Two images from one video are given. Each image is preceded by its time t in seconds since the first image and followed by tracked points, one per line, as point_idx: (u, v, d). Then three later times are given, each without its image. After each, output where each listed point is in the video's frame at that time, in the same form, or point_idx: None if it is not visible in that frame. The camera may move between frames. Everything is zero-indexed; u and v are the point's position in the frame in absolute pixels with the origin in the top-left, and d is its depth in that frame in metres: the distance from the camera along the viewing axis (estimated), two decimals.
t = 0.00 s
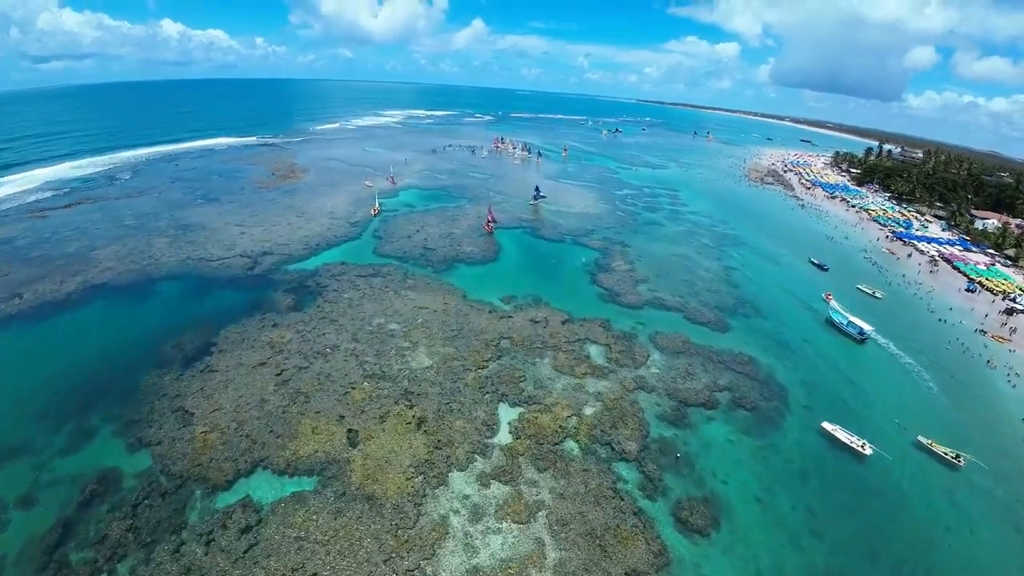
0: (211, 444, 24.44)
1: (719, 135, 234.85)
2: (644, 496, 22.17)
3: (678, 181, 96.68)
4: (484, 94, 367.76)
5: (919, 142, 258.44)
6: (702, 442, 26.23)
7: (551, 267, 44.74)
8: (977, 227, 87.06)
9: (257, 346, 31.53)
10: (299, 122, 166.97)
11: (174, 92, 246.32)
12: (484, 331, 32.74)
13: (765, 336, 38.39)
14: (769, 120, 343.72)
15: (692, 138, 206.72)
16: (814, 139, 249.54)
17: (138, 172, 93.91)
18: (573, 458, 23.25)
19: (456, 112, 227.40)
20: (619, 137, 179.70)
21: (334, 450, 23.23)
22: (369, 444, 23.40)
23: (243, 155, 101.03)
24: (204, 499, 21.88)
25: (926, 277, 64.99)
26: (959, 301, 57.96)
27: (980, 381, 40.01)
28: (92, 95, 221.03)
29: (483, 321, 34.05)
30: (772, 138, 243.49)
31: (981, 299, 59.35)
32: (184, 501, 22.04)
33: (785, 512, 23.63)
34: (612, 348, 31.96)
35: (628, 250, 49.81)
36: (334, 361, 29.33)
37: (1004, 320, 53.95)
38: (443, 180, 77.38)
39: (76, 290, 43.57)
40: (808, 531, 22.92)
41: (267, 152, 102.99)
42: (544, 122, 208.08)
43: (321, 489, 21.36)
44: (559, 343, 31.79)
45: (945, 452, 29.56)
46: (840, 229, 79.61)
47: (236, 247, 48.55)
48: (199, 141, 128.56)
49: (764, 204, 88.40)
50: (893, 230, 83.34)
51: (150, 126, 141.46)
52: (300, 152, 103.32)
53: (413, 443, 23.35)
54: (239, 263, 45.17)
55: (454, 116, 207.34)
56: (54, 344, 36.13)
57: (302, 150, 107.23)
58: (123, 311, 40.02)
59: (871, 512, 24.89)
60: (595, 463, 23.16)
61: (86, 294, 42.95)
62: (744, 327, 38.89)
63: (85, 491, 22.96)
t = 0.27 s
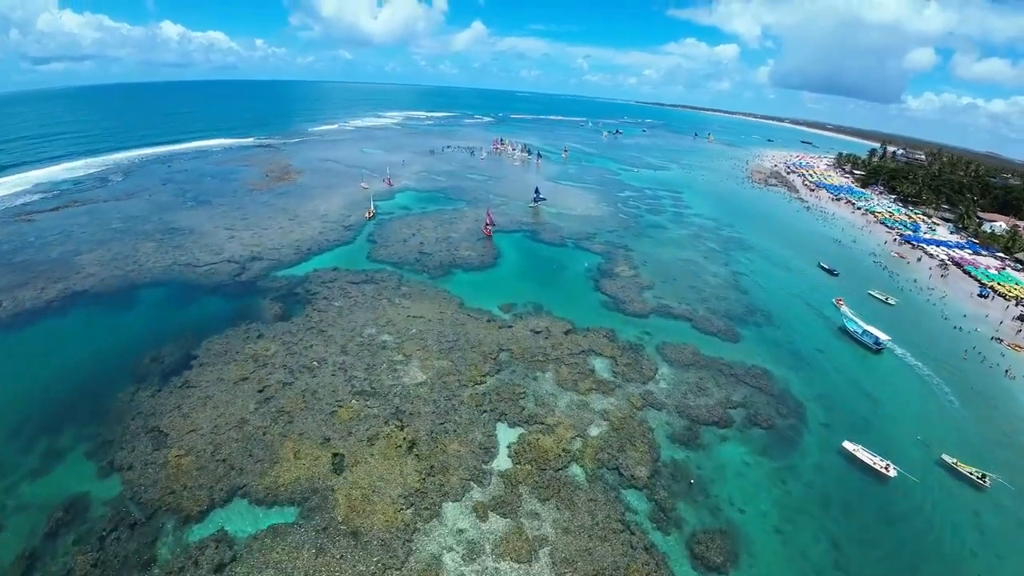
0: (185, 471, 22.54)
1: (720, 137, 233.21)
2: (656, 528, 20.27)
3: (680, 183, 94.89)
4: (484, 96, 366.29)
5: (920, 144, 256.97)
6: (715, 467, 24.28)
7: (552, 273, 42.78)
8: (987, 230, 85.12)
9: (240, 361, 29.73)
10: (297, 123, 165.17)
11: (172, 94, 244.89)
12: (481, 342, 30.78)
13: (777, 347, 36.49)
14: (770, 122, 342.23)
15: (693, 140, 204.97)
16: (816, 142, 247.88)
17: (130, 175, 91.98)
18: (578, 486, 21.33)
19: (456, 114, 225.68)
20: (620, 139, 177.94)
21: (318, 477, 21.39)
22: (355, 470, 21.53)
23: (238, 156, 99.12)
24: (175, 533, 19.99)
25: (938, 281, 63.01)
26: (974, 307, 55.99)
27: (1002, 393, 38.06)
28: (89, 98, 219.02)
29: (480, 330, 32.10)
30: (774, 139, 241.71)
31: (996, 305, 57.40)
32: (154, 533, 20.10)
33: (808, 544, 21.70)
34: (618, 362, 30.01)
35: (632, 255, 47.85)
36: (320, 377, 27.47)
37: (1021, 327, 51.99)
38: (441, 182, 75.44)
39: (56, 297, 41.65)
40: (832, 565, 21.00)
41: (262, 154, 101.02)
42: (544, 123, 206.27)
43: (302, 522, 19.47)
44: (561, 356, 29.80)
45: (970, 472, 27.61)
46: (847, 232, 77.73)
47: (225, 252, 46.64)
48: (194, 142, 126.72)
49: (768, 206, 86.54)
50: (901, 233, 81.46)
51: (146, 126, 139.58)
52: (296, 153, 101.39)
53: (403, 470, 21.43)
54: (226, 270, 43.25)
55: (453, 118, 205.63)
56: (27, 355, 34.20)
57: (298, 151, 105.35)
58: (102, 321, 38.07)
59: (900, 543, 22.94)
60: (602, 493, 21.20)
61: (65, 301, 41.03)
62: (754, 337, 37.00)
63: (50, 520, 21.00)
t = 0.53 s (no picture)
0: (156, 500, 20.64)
1: (721, 139, 231.59)
2: (671, 566, 18.36)
3: (682, 185, 93.10)
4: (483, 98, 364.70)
5: (921, 145, 255.57)
6: (731, 494, 22.43)
7: (553, 279, 40.89)
8: (995, 233, 83.36)
9: (221, 377, 27.89)
10: (294, 124, 163.31)
11: (169, 94, 243.08)
12: (478, 353, 28.80)
13: (790, 360, 34.63)
14: (770, 124, 340.91)
15: (694, 142, 203.33)
16: (817, 143, 246.35)
17: (121, 176, 89.87)
18: (584, 518, 19.46)
19: (454, 115, 223.85)
20: (621, 140, 176.20)
21: (298, 509, 19.51)
22: (338, 501, 19.63)
23: (232, 158, 97.20)
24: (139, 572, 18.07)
25: (949, 286, 61.21)
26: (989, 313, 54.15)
27: None
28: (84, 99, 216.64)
29: (477, 341, 30.18)
30: (775, 141, 240.08)
31: (1011, 311, 55.56)
32: (119, 572, 18.22)
33: None
34: (625, 376, 28.04)
35: (636, 259, 45.91)
36: (304, 395, 25.61)
37: None
38: (438, 183, 73.59)
39: (33, 305, 39.70)
40: None
41: (256, 155, 98.97)
42: (544, 125, 204.55)
43: (278, 562, 17.56)
44: (564, 369, 27.90)
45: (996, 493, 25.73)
46: (854, 235, 75.95)
47: (212, 258, 44.75)
48: (189, 143, 124.72)
49: (773, 208, 84.79)
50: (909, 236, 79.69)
51: (140, 127, 137.61)
52: (291, 155, 99.48)
53: (391, 501, 19.54)
54: (212, 277, 41.30)
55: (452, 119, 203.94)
56: None
57: (293, 153, 103.50)
58: (80, 330, 36.11)
59: None
60: (611, 526, 19.31)
61: (42, 309, 39.06)
62: (766, 348, 35.19)
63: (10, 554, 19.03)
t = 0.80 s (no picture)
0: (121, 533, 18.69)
1: (722, 141, 229.55)
2: None
3: (685, 187, 91.30)
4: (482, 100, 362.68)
5: (923, 147, 253.98)
6: (751, 525, 20.54)
7: (555, 285, 38.97)
8: (1005, 236, 81.47)
9: (199, 395, 26.01)
10: (291, 125, 161.57)
11: (166, 95, 241.60)
12: (475, 367, 26.80)
13: (807, 374, 32.78)
14: (770, 125, 339.38)
15: (695, 143, 201.70)
16: (818, 144, 244.72)
17: (113, 178, 87.87)
18: (592, 556, 17.56)
19: (454, 117, 221.84)
20: (621, 142, 174.52)
21: (276, 546, 17.58)
22: (320, 538, 17.70)
23: (227, 159, 95.39)
24: None
25: (962, 291, 59.30)
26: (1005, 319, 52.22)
27: None
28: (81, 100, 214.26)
29: (474, 352, 28.24)
30: (776, 142, 238.42)
31: None
32: None
33: None
34: (633, 393, 26.11)
35: (641, 265, 43.99)
36: (287, 415, 23.72)
37: None
38: (436, 185, 71.72)
39: (9, 312, 37.78)
40: None
41: (251, 157, 96.95)
42: (544, 126, 202.90)
43: None
44: (568, 385, 26.01)
45: None
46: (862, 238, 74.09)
47: (199, 263, 42.84)
48: (183, 143, 122.84)
49: (778, 211, 82.95)
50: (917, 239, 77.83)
51: (134, 128, 135.81)
52: (287, 156, 97.61)
53: (379, 538, 17.62)
54: (197, 284, 39.34)
55: (451, 120, 202.33)
56: None
57: (289, 154, 101.68)
58: (56, 339, 34.16)
59: None
60: (621, 565, 17.41)
61: (18, 316, 37.11)
62: (779, 360, 33.35)
63: None
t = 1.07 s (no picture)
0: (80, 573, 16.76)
1: (723, 143, 227.87)
2: None
3: (688, 188, 89.53)
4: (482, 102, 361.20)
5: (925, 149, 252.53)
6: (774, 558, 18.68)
7: (556, 291, 37.10)
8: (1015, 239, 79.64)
9: (176, 414, 24.15)
10: (289, 127, 159.87)
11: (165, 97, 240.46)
12: (472, 383, 24.88)
13: (823, 388, 30.98)
14: (771, 128, 338.02)
15: (696, 145, 200.16)
16: (820, 146, 243.41)
17: (104, 180, 85.95)
18: None
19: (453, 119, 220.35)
20: (622, 143, 172.88)
21: None
22: None
23: (221, 161, 93.58)
24: None
25: (976, 296, 57.41)
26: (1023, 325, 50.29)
27: None
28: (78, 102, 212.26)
29: (471, 365, 26.35)
30: (777, 144, 236.76)
31: None
32: None
33: None
34: (643, 411, 24.22)
35: (646, 270, 42.12)
36: (268, 439, 21.85)
37: None
38: (434, 187, 69.92)
39: None
40: None
41: (246, 158, 95.02)
42: (544, 128, 201.23)
43: None
44: (573, 402, 24.12)
45: None
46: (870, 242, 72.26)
47: (185, 268, 40.98)
48: (178, 144, 120.95)
49: (784, 213, 81.17)
50: (926, 242, 76.00)
51: (129, 129, 133.97)
52: (282, 157, 95.81)
53: None
54: (181, 291, 37.46)
55: (450, 122, 200.77)
56: None
57: (285, 155, 99.86)
58: (29, 348, 32.23)
59: None
60: None
61: None
62: (794, 373, 31.55)
63: None
